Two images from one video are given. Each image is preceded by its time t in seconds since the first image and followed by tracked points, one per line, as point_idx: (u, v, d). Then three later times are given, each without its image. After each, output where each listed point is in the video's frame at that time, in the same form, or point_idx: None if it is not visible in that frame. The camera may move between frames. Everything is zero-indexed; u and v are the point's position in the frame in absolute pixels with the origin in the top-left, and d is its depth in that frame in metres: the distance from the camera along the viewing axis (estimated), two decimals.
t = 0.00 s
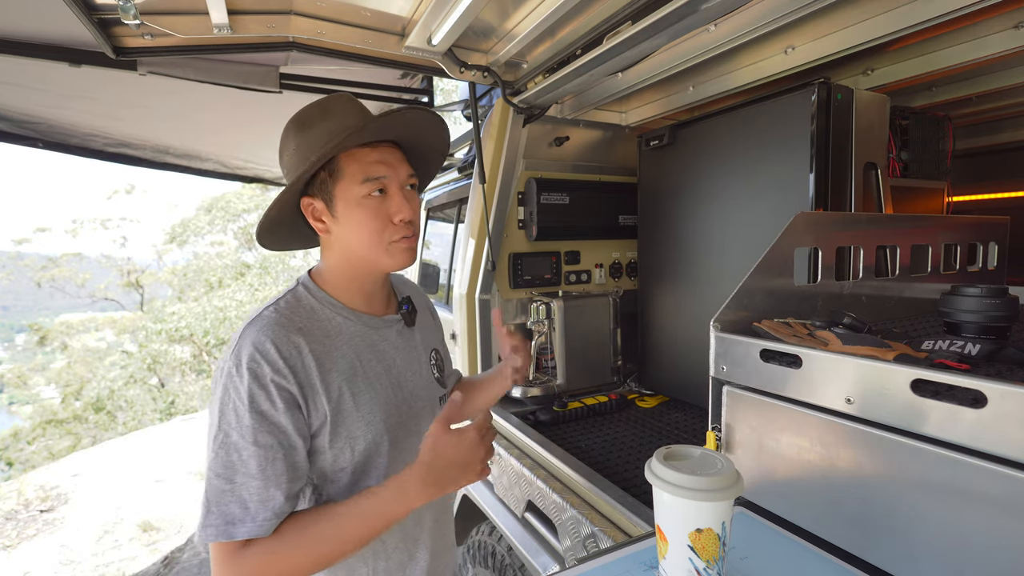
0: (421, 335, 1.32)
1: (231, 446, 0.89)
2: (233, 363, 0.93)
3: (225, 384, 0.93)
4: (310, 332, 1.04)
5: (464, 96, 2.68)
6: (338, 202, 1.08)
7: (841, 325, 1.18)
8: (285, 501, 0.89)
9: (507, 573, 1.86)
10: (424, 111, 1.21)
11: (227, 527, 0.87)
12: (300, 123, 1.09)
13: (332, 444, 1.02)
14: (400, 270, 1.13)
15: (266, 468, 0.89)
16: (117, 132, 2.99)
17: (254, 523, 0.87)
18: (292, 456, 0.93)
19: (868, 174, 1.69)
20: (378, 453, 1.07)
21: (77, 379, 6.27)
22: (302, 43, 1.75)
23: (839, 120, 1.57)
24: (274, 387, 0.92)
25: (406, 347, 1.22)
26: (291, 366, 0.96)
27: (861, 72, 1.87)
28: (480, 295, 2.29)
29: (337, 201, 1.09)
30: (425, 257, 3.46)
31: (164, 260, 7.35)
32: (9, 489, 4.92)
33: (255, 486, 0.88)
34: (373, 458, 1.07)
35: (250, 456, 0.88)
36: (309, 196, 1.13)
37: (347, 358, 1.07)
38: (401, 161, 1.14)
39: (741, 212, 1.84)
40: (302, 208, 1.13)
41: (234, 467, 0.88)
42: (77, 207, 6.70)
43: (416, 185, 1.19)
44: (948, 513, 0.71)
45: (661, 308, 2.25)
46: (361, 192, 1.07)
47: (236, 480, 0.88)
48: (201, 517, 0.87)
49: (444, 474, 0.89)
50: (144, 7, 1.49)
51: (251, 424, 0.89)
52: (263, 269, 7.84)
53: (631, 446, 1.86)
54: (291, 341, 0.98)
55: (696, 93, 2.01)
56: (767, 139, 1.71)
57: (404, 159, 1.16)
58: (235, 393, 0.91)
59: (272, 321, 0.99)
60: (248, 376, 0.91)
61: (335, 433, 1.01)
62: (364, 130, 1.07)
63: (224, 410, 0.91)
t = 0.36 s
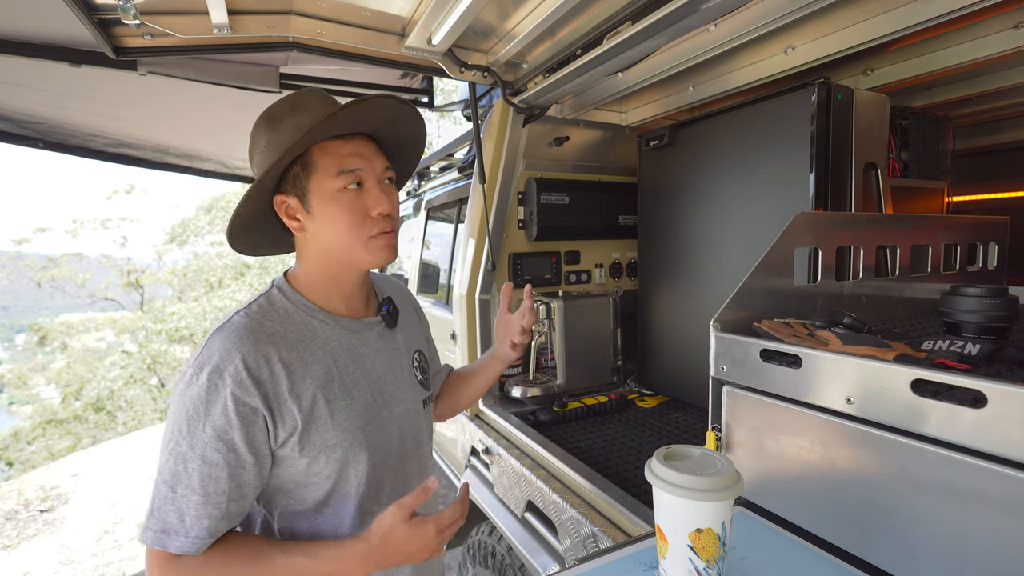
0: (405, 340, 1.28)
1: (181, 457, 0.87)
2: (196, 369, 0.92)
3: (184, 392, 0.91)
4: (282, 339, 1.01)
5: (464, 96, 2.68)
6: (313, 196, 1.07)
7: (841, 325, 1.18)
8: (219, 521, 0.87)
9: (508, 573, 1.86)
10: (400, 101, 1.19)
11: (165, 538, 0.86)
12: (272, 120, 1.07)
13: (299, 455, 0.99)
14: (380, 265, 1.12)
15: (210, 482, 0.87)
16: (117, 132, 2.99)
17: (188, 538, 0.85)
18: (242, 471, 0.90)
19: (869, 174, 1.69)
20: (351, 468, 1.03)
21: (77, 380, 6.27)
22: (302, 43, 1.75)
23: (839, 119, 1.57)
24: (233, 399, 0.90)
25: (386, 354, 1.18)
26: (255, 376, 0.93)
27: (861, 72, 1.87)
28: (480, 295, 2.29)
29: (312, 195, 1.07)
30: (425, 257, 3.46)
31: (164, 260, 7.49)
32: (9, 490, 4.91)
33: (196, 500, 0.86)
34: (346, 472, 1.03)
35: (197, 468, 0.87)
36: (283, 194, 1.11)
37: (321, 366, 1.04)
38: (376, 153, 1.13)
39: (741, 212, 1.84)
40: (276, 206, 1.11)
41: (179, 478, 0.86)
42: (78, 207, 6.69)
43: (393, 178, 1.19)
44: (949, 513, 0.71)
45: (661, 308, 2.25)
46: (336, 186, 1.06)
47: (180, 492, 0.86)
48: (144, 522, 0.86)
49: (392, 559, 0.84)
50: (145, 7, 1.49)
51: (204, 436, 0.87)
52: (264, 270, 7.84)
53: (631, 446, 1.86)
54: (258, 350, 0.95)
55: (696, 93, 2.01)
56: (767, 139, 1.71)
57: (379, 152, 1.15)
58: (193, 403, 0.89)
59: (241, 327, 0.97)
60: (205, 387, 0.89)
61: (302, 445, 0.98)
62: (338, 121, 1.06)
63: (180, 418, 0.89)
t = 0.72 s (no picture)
0: (381, 337, 1.28)
1: (171, 479, 0.85)
2: (174, 386, 0.89)
3: (163, 411, 0.88)
4: (261, 345, 0.99)
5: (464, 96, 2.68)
6: (295, 197, 1.04)
7: (841, 325, 1.18)
8: (226, 538, 0.87)
9: (508, 573, 1.86)
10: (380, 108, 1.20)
11: (164, 564, 0.83)
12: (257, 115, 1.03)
13: (291, 462, 0.98)
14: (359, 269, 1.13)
15: (210, 500, 0.86)
16: (117, 132, 2.99)
17: (196, 561, 0.84)
18: (239, 483, 0.90)
19: (868, 174, 1.69)
20: (340, 469, 1.04)
21: (77, 380, 6.32)
22: (302, 43, 1.75)
23: (839, 119, 1.57)
24: (220, 412, 0.88)
25: (365, 352, 1.18)
26: (240, 386, 0.92)
27: (861, 72, 1.87)
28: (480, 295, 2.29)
29: (293, 196, 1.04)
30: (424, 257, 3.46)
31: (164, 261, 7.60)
32: (9, 489, 4.91)
33: (197, 522, 0.84)
34: (336, 474, 1.03)
35: (191, 489, 0.85)
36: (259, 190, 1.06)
37: (305, 370, 1.03)
38: (358, 157, 1.13)
39: (740, 212, 1.84)
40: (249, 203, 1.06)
41: (172, 502, 0.84)
42: (78, 207, 6.69)
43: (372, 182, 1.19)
44: (948, 513, 0.71)
45: (661, 308, 2.25)
46: (321, 188, 1.05)
47: (177, 516, 0.84)
48: (136, 554, 0.83)
49: (411, 542, 0.97)
50: (145, 7, 1.49)
51: (193, 453, 0.85)
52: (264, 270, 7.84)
53: (631, 446, 1.86)
54: (239, 359, 0.94)
55: (696, 93, 2.01)
56: (767, 139, 1.71)
57: (360, 156, 1.15)
58: (176, 422, 0.87)
59: (218, 337, 0.94)
60: (190, 403, 0.87)
61: (292, 451, 0.98)
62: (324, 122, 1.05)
63: (163, 440, 0.86)
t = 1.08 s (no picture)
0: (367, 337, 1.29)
1: (198, 453, 0.81)
2: (173, 375, 0.87)
3: (166, 399, 0.85)
4: (251, 341, 1.00)
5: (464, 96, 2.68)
6: (232, 209, 1.03)
7: (841, 325, 1.18)
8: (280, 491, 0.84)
9: (508, 573, 1.86)
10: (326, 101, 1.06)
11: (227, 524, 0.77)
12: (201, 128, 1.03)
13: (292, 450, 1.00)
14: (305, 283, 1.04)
15: (253, 460, 0.83)
16: (118, 132, 2.99)
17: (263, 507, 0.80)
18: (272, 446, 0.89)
19: (868, 174, 1.69)
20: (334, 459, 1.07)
21: (77, 380, 6.27)
22: (302, 43, 1.75)
23: (839, 119, 1.57)
24: (228, 393, 0.88)
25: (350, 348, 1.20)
26: (238, 375, 0.93)
27: (861, 72, 1.87)
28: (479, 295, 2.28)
29: (232, 208, 1.03)
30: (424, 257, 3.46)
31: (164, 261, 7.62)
32: (9, 489, 4.91)
33: (247, 478, 0.81)
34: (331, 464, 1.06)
35: (233, 453, 0.82)
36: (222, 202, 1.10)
37: (296, 363, 1.05)
38: (301, 159, 1.03)
39: (740, 212, 1.84)
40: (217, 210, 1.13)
41: (214, 468, 0.80)
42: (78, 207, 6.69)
43: (330, 182, 1.07)
44: (948, 513, 0.71)
45: (661, 308, 2.25)
46: (248, 199, 0.99)
47: (223, 479, 0.80)
48: (205, 526, 0.78)
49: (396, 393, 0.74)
50: (145, 7, 1.49)
51: (218, 425, 0.83)
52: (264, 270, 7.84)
53: (631, 446, 1.85)
54: (233, 351, 0.95)
55: (696, 93, 2.01)
56: (767, 139, 1.71)
57: (308, 157, 1.04)
58: (185, 403, 0.84)
59: (211, 331, 0.94)
60: (198, 384, 0.86)
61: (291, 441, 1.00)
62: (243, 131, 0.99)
63: (177, 421, 0.83)
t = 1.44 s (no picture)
0: (381, 341, 1.27)
1: (205, 464, 0.84)
2: (191, 375, 0.87)
3: (180, 400, 0.86)
4: (270, 342, 0.99)
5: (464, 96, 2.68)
6: (268, 201, 1.04)
7: (841, 325, 1.18)
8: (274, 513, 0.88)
9: (507, 573, 1.86)
10: (366, 104, 1.12)
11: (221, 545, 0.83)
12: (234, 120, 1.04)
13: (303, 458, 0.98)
14: (340, 275, 1.06)
15: (253, 478, 0.86)
16: (117, 132, 2.99)
17: (254, 533, 0.85)
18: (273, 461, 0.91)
19: (868, 174, 1.69)
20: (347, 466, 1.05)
21: (77, 380, 6.31)
22: (302, 43, 1.75)
23: (839, 119, 1.57)
24: (239, 399, 0.88)
25: (366, 352, 1.19)
26: (255, 377, 0.92)
27: (861, 72, 1.87)
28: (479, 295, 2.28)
29: (268, 200, 1.04)
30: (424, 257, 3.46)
31: (164, 260, 7.56)
32: (9, 489, 4.91)
33: (246, 498, 0.85)
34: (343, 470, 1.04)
35: (233, 470, 0.85)
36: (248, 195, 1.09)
37: (313, 366, 1.04)
38: (340, 154, 1.07)
39: (740, 212, 1.84)
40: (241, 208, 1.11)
41: (215, 485, 0.83)
42: (78, 207, 6.69)
43: (363, 180, 1.11)
44: (948, 513, 0.71)
45: (661, 308, 2.25)
46: (290, 190, 1.02)
47: (222, 497, 0.84)
48: (188, 543, 0.81)
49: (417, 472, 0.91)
50: (145, 7, 1.49)
51: (224, 436, 0.85)
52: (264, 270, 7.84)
53: (630, 445, 1.85)
54: (252, 351, 0.94)
55: (696, 93, 2.01)
56: (767, 139, 1.71)
57: (346, 154, 1.09)
58: (198, 407, 0.85)
59: (231, 330, 0.94)
60: (212, 389, 0.86)
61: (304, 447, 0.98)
62: (289, 123, 1.02)
63: (188, 427, 0.85)
